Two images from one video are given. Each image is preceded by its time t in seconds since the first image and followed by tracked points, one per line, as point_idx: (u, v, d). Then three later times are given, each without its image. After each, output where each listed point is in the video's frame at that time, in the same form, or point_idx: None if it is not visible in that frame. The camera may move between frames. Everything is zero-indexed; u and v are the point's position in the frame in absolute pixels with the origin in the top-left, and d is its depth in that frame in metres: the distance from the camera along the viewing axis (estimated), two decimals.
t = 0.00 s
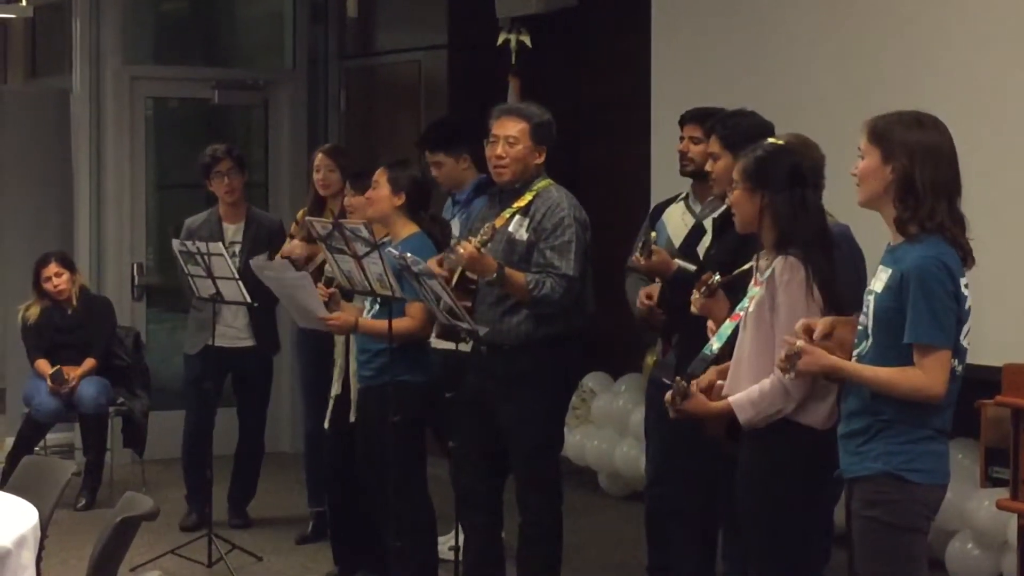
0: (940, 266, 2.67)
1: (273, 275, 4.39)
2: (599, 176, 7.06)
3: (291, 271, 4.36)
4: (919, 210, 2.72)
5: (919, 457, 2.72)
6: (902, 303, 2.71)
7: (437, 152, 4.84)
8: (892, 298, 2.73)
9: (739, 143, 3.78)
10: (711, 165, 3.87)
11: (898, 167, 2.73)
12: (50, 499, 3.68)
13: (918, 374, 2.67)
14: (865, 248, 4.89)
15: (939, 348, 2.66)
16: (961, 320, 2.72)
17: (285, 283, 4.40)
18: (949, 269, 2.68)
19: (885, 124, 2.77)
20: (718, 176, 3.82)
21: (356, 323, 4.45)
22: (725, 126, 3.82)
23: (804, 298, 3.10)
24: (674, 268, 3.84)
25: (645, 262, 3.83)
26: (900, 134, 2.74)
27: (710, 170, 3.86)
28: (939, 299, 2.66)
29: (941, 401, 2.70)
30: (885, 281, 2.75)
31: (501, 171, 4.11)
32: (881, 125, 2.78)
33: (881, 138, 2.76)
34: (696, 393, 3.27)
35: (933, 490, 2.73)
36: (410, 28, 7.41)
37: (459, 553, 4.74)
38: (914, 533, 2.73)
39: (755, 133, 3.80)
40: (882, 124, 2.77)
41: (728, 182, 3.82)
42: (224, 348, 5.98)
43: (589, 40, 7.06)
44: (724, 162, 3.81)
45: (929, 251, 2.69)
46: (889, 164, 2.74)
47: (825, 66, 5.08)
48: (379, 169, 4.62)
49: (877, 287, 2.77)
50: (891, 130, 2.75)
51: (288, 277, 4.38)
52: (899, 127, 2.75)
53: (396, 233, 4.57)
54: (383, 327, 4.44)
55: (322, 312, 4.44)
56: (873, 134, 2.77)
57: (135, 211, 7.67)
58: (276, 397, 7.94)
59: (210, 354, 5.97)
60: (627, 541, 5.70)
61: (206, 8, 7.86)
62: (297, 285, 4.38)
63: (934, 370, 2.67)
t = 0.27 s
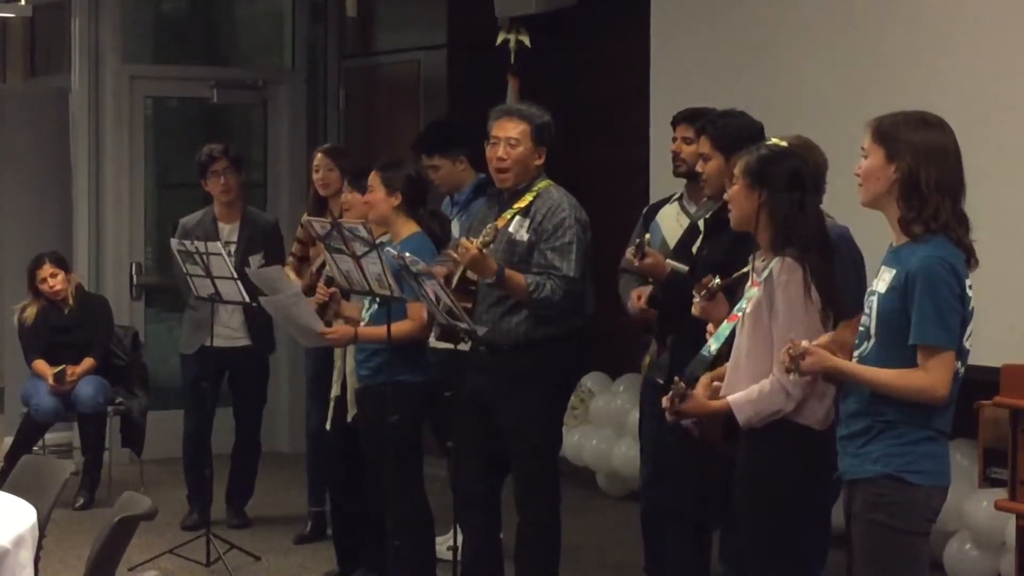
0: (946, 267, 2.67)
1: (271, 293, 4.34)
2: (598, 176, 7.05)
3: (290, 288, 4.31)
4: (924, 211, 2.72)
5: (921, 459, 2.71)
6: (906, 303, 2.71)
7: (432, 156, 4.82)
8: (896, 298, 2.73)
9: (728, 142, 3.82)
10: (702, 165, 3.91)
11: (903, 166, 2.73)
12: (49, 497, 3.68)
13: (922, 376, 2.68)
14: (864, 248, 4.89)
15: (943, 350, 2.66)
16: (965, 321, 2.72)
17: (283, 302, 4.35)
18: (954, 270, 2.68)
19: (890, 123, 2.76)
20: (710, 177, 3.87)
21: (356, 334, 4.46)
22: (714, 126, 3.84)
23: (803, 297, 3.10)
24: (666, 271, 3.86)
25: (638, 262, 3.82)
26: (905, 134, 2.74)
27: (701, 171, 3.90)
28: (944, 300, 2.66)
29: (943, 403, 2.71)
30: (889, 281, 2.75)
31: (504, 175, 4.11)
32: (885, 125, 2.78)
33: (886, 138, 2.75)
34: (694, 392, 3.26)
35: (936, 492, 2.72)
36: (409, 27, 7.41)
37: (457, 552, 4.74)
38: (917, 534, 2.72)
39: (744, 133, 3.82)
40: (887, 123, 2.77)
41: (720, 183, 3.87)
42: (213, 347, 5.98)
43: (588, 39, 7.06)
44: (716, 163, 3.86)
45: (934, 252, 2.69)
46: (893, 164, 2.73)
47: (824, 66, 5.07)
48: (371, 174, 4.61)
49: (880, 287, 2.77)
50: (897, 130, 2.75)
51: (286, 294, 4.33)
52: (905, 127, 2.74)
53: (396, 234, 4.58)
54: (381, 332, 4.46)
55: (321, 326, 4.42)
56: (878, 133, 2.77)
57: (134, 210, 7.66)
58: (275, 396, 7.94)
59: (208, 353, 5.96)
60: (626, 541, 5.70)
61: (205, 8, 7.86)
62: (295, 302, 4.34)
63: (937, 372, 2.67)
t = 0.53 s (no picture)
0: (951, 266, 2.67)
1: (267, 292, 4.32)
2: (597, 176, 7.05)
3: (285, 289, 4.29)
4: (927, 211, 2.72)
5: (928, 461, 2.71)
6: (912, 303, 2.71)
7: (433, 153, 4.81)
8: (902, 299, 2.72)
9: (718, 141, 3.87)
10: (686, 163, 3.94)
11: (905, 166, 2.72)
12: (48, 497, 3.68)
13: (929, 376, 2.67)
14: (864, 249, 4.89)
15: (950, 349, 2.66)
16: (971, 319, 2.72)
17: (279, 303, 4.33)
18: (960, 269, 2.67)
19: (892, 123, 2.76)
20: (695, 175, 3.89)
21: (352, 335, 4.47)
22: (704, 126, 3.88)
23: (798, 300, 3.10)
24: (658, 269, 3.87)
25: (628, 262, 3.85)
26: (908, 133, 2.73)
27: (686, 169, 3.93)
28: (950, 299, 2.65)
29: (950, 404, 2.70)
30: (894, 282, 2.74)
31: (500, 174, 4.11)
32: (886, 125, 2.78)
33: (889, 138, 2.75)
34: (688, 393, 3.26)
35: (942, 494, 2.71)
36: (408, 28, 7.41)
37: (457, 553, 4.73)
38: (923, 539, 2.72)
39: (730, 133, 3.88)
40: (889, 123, 2.77)
41: (705, 181, 3.89)
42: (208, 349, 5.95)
43: (587, 40, 7.06)
44: (701, 161, 3.89)
45: (939, 251, 2.68)
46: (897, 164, 2.73)
47: (824, 66, 5.07)
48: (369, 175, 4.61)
49: (886, 288, 2.77)
50: (899, 129, 2.74)
51: (281, 295, 4.31)
52: (908, 126, 2.74)
53: (393, 234, 4.59)
54: (381, 333, 4.47)
55: (316, 327, 4.40)
56: (880, 134, 2.77)
57: (134, 210, 7.67)
58: (274, 397, 7.94)
59: (206, 354, 5.96)
60: (625, 542, 5.70)
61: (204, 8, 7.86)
62: (290, 303, 4.31)
63: (943, 372, 2.67)
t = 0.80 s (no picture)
0: (947, 263, 2.66)
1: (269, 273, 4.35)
2: (596, 177, 7.05)
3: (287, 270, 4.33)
4: (925, 212, 2.72)
5: (928, 464, 2.70)
6: (910, 303, 2.71)
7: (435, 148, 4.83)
8: (900, 299, 2.72)
9: (698, 140, 3.89)
10: (666, 165, 3.94)
11: (905, 167, 2.73)
12: (48, 499, 3.67)
13: (929, 373, 2.66)
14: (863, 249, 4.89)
15: (949, 346, 2.65)
16: (970, 317, 2.71)
17: (281, 282, 4.36)
18: (956, 266, 2.67)
19: (893, 122, 2.77)
20: (676, 176, 3.90)
21: (348, 323, 4.44)
22: (681, 125, 3.90)
23: (787, 301, 3.10)
24: (648, 272, 3.90)
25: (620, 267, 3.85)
26: (908, 133, 2.74)
27: (666, 171, 3.93)
28: (947, 296, 2.65)
29: (951, 406, 2.69)
30: (893, 282, 2.74)
31: (496, 176, 4.12)
32: (888, 125, 2.78)
33: (890, 138, 2.75)
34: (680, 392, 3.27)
35: (943, 498, 2.70)
36: (406, 28, 7.41)
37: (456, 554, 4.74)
38: (924, 543, 2.71)
39: (712, 134, 3.90)
40: (889, 123, 2.77)
41: (687, 182, 3.90)
42: (202, 350, 5.95)
43: (586, 40, 7.06)
44: (683, 162, 3.89)
45: (935, 249, 2.68)
46: (896, 163, 2.74)
47: (822, 67, 5.07)
48: (370, 172, 4.61)
49: (885, 288, 2.76)
50: (900, 129, 2.75)
51: (284, 276, 4.34)
52: (908, 126, 2.75)
53: (388, 235, 4.60)
54: (380, 328, 4.45)
55: (315, 311, 4.42)
56: (881, 134, 2.77)
57: (133, 211, 7.66)
58: (273, 398, 7.94)
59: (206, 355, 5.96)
60: (624, 542, 5.70)
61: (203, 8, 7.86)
62: (293, 284, 4.34)
63: (943, 371, 2.65)
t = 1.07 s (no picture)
0: (916, 263, 2.66)
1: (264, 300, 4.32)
2: (594, 177, 7.05)
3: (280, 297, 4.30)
4: (913, 209, 2.71)
5: (904, 464, 2.69)
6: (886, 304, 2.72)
7: (441, 143, 4.85)
8: (878, 299, 2.73)
9: (683, 140, 3.92)
10: (652, 164, 3.97)
11: (897, 166, 2.72)
12: (47, 502, 3.67)
13: (897, 374, 2.66)
14: (862, 249, 4.89)
15: (917, 347, 2.65)
16: (948, 319, 2.69)
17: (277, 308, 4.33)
18: (927, 266, 2.66)
19: (887, 121, 2.76)
20: (661, 176, 3.94)
21: (350, 336, 4.45)
22: (668, 125, 3.93)
23: (785, 301, 3.10)
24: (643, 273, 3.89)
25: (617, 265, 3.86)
26: (902, 132, 2.73)
27: (652, 170, 3.97)
28: (914, 296, 2.65)
29: (925, 405, 2.68)
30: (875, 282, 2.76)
31: (490, 178, 4.12)
32: (882, 124, 2.78)
33: (883, 137, 2.75)
34: (680, 395, 3.25)
35: (926, 499, 2.69)
36: (404, 28, 7.41)
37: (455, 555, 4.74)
38: (911, 543, 2.71)
39: (698, 132, 3.93)
40: (884, 122, 2.77)
41: (671, 181, 3.94)
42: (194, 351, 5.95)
43: (584, 41, 7.06)
44: (668, 162, 3.93)
45: (908, 249, 2.68)
46: (888, 163, 2.73)
47: (820, 67, 5.08)
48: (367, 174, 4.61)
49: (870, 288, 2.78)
50: (893, 128, 2.74)
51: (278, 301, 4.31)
52: (902, 125, 2.74)
53: (388, 237, 4.60)
54: (377, 336, 4.46)
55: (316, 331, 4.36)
56: (875, 133, 2.77)
57: (133, 212, 7.67)
58: (272, 399, 7.94)
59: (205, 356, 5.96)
60: (624, 543, 5.70)
61: (202, 9, 7.86)
62: (288, 309, 4.31)
63: (911, 371, 2.65)
